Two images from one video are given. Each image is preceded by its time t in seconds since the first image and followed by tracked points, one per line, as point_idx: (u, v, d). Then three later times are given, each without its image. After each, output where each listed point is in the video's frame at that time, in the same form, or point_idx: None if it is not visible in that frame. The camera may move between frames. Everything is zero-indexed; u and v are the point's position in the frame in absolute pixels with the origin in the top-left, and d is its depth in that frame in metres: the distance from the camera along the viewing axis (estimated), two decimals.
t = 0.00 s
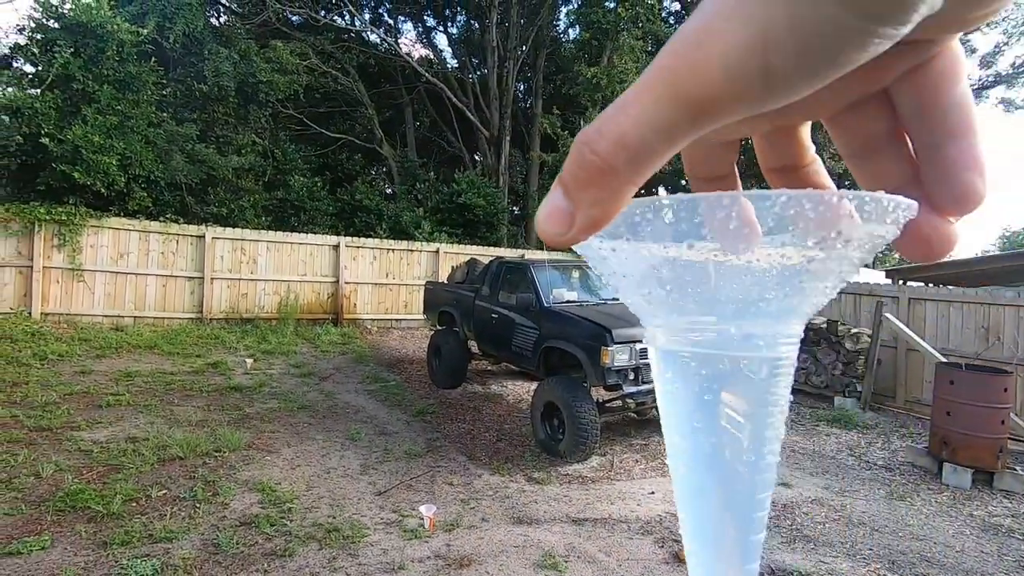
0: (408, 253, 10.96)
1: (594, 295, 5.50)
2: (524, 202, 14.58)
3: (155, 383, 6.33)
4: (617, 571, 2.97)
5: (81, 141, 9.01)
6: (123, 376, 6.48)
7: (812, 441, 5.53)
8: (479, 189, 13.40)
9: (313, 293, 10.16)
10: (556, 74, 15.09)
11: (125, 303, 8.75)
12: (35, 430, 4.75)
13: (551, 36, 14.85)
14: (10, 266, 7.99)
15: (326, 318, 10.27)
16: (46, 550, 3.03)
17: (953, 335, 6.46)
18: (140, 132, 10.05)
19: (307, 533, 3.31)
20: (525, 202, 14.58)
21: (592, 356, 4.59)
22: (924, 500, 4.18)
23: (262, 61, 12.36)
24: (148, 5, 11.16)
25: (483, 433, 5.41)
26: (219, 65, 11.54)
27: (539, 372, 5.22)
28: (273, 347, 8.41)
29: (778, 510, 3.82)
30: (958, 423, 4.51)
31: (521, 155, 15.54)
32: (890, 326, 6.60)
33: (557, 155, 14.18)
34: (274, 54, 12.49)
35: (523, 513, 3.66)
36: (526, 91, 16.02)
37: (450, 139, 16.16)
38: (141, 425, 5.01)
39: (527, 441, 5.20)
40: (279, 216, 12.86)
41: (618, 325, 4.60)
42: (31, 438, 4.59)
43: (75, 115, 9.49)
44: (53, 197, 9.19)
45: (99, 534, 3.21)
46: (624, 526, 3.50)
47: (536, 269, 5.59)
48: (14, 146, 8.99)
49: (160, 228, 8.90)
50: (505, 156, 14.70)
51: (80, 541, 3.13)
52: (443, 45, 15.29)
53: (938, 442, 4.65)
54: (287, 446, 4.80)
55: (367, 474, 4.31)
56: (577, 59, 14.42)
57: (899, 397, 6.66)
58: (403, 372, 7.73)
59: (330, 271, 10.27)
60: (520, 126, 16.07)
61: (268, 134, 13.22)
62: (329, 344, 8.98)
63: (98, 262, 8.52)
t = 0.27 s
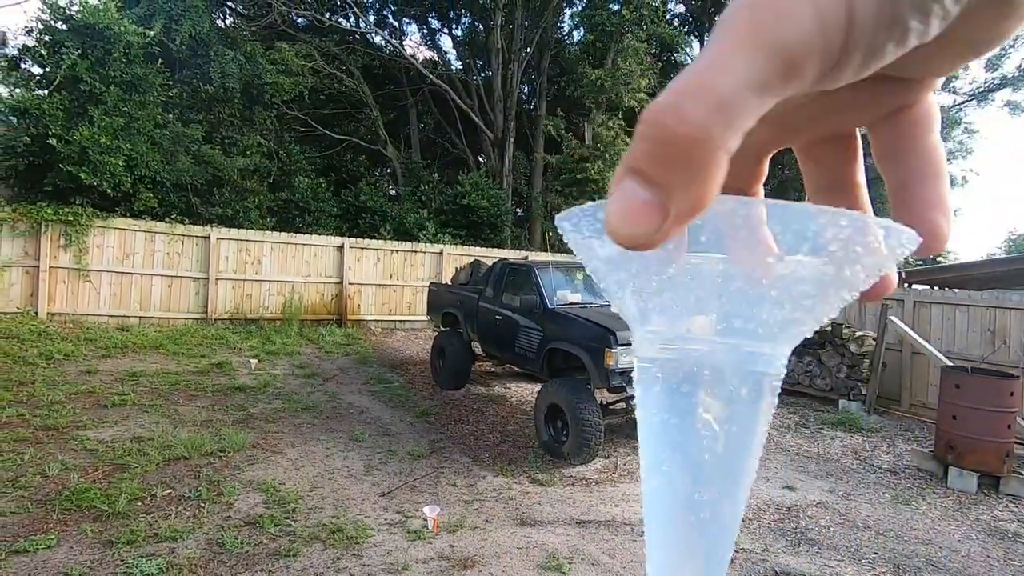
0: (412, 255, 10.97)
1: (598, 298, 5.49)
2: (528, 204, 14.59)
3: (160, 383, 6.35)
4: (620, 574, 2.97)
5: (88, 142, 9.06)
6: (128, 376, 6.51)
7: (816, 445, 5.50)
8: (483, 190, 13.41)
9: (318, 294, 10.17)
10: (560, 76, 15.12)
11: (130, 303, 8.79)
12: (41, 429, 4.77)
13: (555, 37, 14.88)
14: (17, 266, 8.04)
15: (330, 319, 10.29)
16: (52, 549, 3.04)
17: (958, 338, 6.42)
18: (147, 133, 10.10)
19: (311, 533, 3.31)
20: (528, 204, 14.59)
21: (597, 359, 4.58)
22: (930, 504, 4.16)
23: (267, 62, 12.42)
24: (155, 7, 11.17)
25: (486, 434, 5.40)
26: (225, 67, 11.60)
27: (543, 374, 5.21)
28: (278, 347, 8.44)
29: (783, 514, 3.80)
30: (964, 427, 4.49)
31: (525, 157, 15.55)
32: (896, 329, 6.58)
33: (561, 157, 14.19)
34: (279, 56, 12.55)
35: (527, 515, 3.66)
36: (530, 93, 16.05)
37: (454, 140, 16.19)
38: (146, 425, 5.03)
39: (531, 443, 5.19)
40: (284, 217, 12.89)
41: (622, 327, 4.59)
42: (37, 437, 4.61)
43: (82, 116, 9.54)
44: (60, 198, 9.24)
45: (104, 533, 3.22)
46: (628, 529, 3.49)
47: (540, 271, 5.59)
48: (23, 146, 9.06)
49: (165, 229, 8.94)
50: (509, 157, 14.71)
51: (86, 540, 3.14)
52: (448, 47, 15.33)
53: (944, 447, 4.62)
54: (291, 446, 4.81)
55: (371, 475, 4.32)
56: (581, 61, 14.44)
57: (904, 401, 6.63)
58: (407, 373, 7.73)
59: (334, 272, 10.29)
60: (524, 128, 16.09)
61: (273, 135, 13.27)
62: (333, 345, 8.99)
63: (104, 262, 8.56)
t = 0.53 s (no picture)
0: (421, 255, 10.98)
1: (607, 299, 5.49)
2: (537, 205, 14.59)
3: (172, 380, 6.41)
4: None
5: (102, 142, 9.15)
6: (140, 373, 6.57)
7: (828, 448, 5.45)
8: (493, 190, 13.41)
9: (327, 293, 10.22)
10: (570, 77, 15.10)
11: (143, 301, 8.87)
12: (55, 425, 4.83)
13: (565, 38, 14.86)
14: (32, 264, 8.15)
15: (339, 318, 10.34)
16: (65, 543, 3.08)
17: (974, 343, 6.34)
18: (160, 133, 10.20)
19: (320, 531, 3.32)
20: (538, 205, 14.59)
21: (606, 360, 4.57)
22: (943, 510, 4.11)
23: (279, 63, 12.50)
24: (169, 8, 11.30)
25: (495, 434, 5.40)
26: (237, 67, 11.69)
27: (552, 375, 5.21)
28: (287, 346, 8.49)
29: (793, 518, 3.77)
30: (980, 434, 4.42)
31: (535, 157, 15.56)
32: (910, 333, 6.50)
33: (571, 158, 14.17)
34: (291, 57, 12.63)
35: (535, 516, 3.66)
36: (540, 94, 16.05)
37: (464, 140, 16.21)
38: (157, 421, 5.08)
39: (539, 444, 5.18)
40: (294, 216, 12.96)
41: (631, 328, 4.58)
42: (51, 433, 4.67)
43: (96, 116, 9.60)
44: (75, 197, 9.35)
45: (116, 528, 3.25)
46: (637, 531, 3.48)
47: (549, 272, 5.59)
48: (38, 145, 9.16)
49: (177, 228, 9.01)
50: (518, 158, 14.70)
51: (98, 535, 3.17)
52: (458, 47, 15.35)
53: (958, 453, 4.57)
54: (301, 444, 4.83)
55: (379, 474, 4.33)
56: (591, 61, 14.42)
57: (917, 406, 6.56)
58: (415, 373, 7.75)
59: (343, 271, 10.33)
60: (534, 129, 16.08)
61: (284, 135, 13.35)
62: (342, 344, 9.03)
63: (117, 261, 8.65)
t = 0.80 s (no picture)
0: (429, 255, 11.00)
1: (615, 299, 5.48)
2: (545, 205, 14.59)
3: (182, 379, 6.46)
4: None
5: (114, 143, 9.23)
6: (151, 372, 6.63)
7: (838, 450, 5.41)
8: (501, 191, 13.42)
9: (336, 293, 10.26)
10: (578, 77, 15.09)
11: (154, 300, 8.95)
12: (68, 423, 4.88)
13: (573, 38, 14.84)
14: (45, 263, 8.24)
15: (348, 318, 10.38)
16: (77, 540, 3.11)
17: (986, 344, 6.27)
18: (171, 134, 10.29)
19: (329, 530, 3.34)
20: (546, 205, 14.59)
21: (614, 360, 4.56)
22: (955, 512, 4.08)
23: (288, 64, 12.58)
24: (180, 10, 11.32)
25: (503, 434, 5.40)
26: (247, 69, 11.79)
27: (560, 375, 5.21)
28: (296, 345, 8.53)
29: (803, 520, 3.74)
30: (994, 437, 4.37)
31: (542, 157, 15.56)
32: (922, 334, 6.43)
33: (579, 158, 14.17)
34: (300, 58, 12.71)
35: (544, 516, 3.66)
36: (548, 94, 16.06)
37: (472, 141, 16.24)
38: (168, 420, 5.13)
39: (547, 444, 5.18)
40: (303, 216, 13.03)
41: (640, 329, 4.57)
42: (63, 430, 4.72)
43: (109, 118, 9.66)
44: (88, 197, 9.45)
45: (128, 525, 3.28)
46: (646, 532, 3.47)
47: (557, 272, 5.58)
48: (52, 146, 9.24)
49: (188, 228, 9.09)
50: (526, 158, 14.69)
51: (110, 532, 3.20)
52: (466, 47, 15.37)
53: (971, 456, 4.52)
54: (309, 443, 4.86)
55: (387, 473, 4.34)
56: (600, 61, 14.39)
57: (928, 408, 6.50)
58: (423, 372, 7.77)
59: (352, 271, 10.37)
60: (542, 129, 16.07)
61: (293, 136, 13.43)
62: (351, 343, 9.07)
63: (129, 260, 8.73)
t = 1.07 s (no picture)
0: (437, 254, 11.01)
1: (623, 300, 5.46)
2: (553, 205, 14.58)
3: (191, 377, 6.51)
4: None
5: (126, 142, 9.30)
6: (160, 369, 6.68)
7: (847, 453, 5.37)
8: (508, 191, 13.43)
9: (344, 292, 10.30)
10: (587, 77, 15.08)
11: (164, 298, 9.02)
12: (78, 419, 4.93)
13: (582, 38, 14.83)
14: (57, 261, 8.32)
15: (355, 317, 10.41)
16: (87, 535, 3.13)
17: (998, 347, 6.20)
18: (182, 133, 10.37)
19: (335, 528, 3.35)
20: (553, 205, 14.59)
21: (621, 361, 4.55)
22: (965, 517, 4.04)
23: (298, 63, 12.64)
24: (191, 9, 11.54)
25: (509, 435, 5.40)
26: (256, 68, 11.87)
27: (566, 376, 5.20)
28: (304, 343, 8.57)
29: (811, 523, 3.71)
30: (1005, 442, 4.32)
31: (550, 157, 15.56)
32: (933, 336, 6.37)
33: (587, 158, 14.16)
34: (310, 57, 12.77)
35: (550, 516, 3.65)
36: (556, 94, 16.05)
37: (479, 140, 16.26)
38: (177, 416, 5.16)
39: (553, 444, 5.18)
40: (311, 215, 13.08)
41: (647, 330, 4.55)
42: (74, 426, 4.77)
43: (120, 117, 9.69)
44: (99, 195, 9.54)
45: (137, 521, 3.30)
46: (652, 534, 3.46)
47: (564, 272, 5.58)
48: (64, 145, 9.33)
49: (198, 226, 9.14)
50: (534, 158, 14.67)
51: (119, 528, 3.23)
52: (474, 47, 15.39)
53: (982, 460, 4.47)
54: (316, 441, 4.87)
55: (394, 472, 4.35)
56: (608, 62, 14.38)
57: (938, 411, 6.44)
58: (430, 371, 7.79)
59: (360, 270, 10.40)
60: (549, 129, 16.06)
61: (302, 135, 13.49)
62: (358, 342, 9.10)
63: (140, 258, 8.80)
